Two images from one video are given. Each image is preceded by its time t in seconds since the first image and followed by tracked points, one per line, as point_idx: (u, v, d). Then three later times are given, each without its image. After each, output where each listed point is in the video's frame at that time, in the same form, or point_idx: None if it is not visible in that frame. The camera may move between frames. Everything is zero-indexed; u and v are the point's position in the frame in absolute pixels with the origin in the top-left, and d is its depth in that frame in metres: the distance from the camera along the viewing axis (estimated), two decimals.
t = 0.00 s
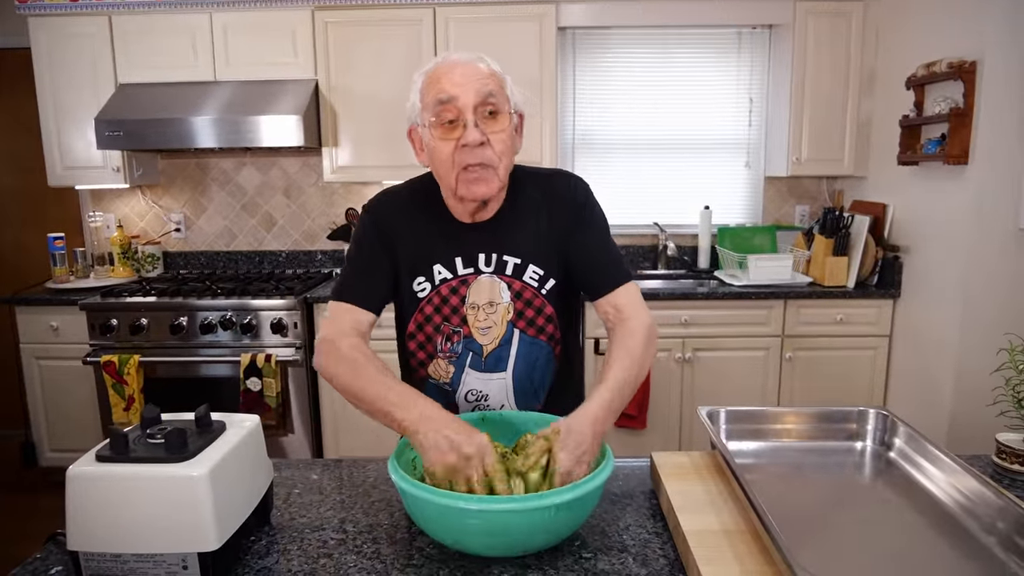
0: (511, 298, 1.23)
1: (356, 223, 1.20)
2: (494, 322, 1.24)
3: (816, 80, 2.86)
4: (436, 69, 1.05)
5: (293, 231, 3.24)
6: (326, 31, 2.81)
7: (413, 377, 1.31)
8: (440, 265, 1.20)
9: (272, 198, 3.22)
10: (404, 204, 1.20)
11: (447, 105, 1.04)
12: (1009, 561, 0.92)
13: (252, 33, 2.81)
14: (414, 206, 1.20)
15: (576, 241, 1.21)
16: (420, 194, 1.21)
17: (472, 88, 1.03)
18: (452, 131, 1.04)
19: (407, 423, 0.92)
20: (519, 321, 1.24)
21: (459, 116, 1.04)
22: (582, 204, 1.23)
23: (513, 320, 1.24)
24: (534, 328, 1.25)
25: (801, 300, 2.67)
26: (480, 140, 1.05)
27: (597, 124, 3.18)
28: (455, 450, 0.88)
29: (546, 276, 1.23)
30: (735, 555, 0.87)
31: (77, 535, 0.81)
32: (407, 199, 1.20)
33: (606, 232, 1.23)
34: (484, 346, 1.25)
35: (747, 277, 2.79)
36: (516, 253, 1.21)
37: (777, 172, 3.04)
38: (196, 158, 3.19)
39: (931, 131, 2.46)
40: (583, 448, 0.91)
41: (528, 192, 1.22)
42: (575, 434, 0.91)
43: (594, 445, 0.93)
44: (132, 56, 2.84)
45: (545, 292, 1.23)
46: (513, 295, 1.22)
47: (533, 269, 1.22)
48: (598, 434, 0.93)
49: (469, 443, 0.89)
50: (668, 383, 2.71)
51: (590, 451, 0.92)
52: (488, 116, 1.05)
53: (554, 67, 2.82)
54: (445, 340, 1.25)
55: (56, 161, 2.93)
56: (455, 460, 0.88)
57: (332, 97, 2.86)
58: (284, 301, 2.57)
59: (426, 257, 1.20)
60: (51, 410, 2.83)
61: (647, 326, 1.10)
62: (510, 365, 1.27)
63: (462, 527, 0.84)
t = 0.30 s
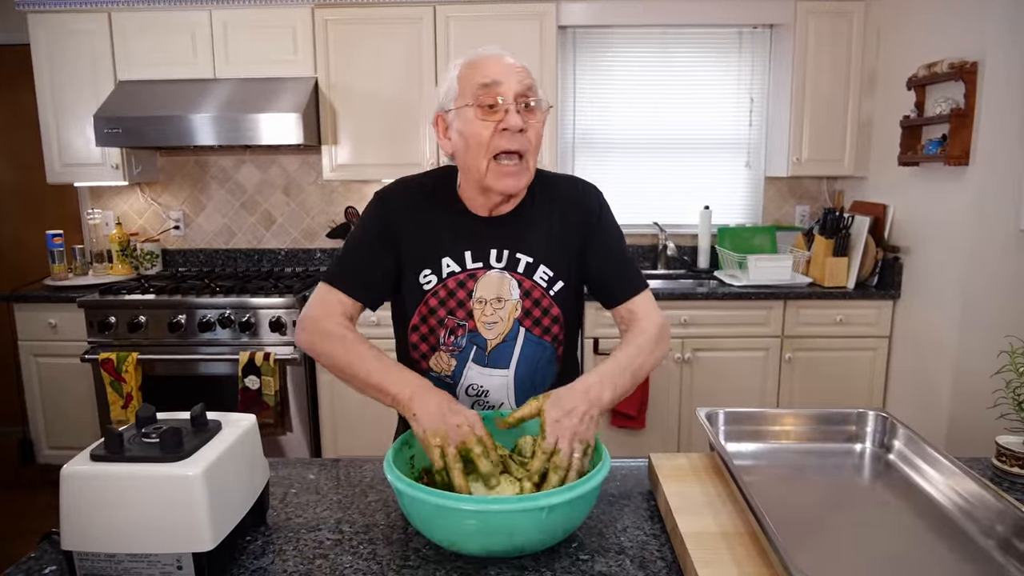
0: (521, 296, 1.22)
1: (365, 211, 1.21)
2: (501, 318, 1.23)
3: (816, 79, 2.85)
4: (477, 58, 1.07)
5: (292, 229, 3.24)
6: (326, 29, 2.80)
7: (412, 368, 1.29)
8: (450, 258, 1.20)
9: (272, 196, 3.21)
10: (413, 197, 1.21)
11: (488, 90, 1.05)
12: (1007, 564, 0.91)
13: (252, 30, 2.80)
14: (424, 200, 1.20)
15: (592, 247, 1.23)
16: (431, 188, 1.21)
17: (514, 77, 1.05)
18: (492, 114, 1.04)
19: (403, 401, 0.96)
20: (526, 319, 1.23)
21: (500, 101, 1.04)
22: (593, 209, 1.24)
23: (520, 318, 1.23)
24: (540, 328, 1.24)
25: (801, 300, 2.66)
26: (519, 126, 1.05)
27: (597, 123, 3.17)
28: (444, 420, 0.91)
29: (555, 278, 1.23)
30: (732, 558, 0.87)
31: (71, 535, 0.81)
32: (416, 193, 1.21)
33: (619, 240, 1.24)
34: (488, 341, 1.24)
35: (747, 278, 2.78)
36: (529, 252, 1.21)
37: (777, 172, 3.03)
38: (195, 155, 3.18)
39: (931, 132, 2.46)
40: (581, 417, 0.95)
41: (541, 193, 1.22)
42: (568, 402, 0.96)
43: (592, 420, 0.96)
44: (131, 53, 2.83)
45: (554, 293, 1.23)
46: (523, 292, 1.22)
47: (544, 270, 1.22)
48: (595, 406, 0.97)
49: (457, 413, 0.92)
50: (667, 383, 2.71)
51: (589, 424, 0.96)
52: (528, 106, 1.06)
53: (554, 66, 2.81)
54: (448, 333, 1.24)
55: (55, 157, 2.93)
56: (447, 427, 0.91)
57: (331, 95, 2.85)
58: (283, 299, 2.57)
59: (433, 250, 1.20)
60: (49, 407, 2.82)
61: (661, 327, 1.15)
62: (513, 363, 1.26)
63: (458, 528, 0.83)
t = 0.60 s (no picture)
0: (522, 299, 1.22)
1: (371, 212, 1.21)
2: (503, 320, 1.23)
3: (818, 82, 2.84)
4: (483, 68, 1.04)
5: (294, 232, 3.24)
6: (328, 33, 2.81)
7: (416, 368, 1.29)
8: (453, 260, 1.20)
9: (274, 200, 3.22)
10: (419, 199, 1.21)
11: (493, 105, 1.03)
12: (1009, 570, 0.91)
13: (254, 35, 2.81)
14: (429, 202, 1.21)
15: (594, 249, 1.22)
16: (436, 190, 1.22)
17: (521, 92, 1.03)
18: (497, 131, 1.04)
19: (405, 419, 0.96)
20: (527, 322, 1.23)
21: (505, 117, 1.03)
22: (597, 212, 1.24)
23: (521, 321, 1.23)
24: (542, 331, 1.24)
25: (803, 303, 2.66)
26: (523, 143, 1.04)
27: (599, 126, 3.17)
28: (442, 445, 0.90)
29: (558, 280, 1.22)
30: (732, 564, 0.86)
31: (70, 540, 0.81)
32: (421, 196, 1.21)
33: (624, 241, 1.23)
34: (490, 343, 1.24)
35: (749, 281, 2.78)
36: (531, 255, 1.21)
37: (780, 175, 3.03)
38: (197, 159, 3.19)
39: (933, 134, 2.45)
40: (563, 432, 0.93)
41: (544, 196, 1.22)
42: (553, 420, 0.95)
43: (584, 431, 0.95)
44: (133, 57, 2.84)
45: (556, 296, 1.23)
46: (524, 295, 1.22)
47: (546, 273, 1.21)
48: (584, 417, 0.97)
49: (455, 441, 0.91)
50: (669, 386, 2.70)
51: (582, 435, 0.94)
52: (533, 120, 1.05)
53: (556, 70, 2.81)
54: (451, 335, 1.24)
55: (58, 162, 2.94)
56: (439, 453, 0.90)
57: (333, 99, 2.86)
58: (285, 303, 2.57)
59: (437, 251, 1.20)
60: (51, 411, 2.83)
61: (664, 327, 1.12)
62: (515, 366, 1.26)
63: (457, 533, 0.83)
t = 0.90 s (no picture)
0: (517, 296, 1.22)
1: (372, 213, 1.22)
2: (499, 318, 1.23)
3: (819, 81, 2.84)
4: (467, 73, 1.04)
5: (295, 233, 3.24)
6: (328, 34, 2.81)
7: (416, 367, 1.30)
8: (449, 259, 1.20)
9: (275, 201, 3.22)
10: (417, 198, 1.22)
11: (476, 111, 1.03)
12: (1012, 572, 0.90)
13: (255, 36, 2.81)
14: (426, 201, 1.21)
15: (589, 245, 1.22)
16: (434, 190, 1.22)
17: (503, 97, 1.02)
18: (479, 137, 1.04)
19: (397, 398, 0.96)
20: (523, 319, 1.23)
21: (488, 123, 1.03)
22: (590, 208, 1.24)
23: (518, 318, 1.23)
24: (538, 328, 1.24)
25: (805, 303, 2.65)
26: (506, 149, 1.04)
27: (600, 127, 3.17)
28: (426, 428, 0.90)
29: (553, 277, 1.22)
30: (733, 567, 0.86)
31: (69, 543, 0.81)
32: (420, 195, 1.22)
33: (618, 239, 1.23)
34: (487, 340, 1.24)
35: (751, 281, 2.77)
36: (526, 253, 1.21)
37: (781, 175, 3.02)
38: (199, 161, 3.19)
39: (935, 134, 2.45)
40: (575, 434, 0.91)
41: (538, 195, 1.22)
42: (558, 420, 0.93)
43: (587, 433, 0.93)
44: (135, 59, 2.85)
45: (551, 293, 1.23)
46: (519, 293, 1.22)
47: (541, 270, 1.21)
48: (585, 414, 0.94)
49: (440, 421, 0.90)
50: (671, 387, 2.70)
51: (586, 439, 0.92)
52: (516, 126, 1.04)
53: (556, 70, 2.81)
54: (448, 333, 1.24)
55: (60, 164, 2.94)
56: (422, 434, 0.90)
57: (334, 100, 2.86)
58: (286, 304, 2.58)
59: (434, 251, 1.21)
60: (53, 413, 2.83)
61: (656, 325, 1.11)
62: (512, 364, 1.25)
63: (456, 537, 0.83)
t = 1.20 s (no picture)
0: (515, 291, 1.22)
1: (377, 204, 1.21)
2: (498, 312, 1.22)
3: (822, 83, 2.83)
4: (456, 81, 1.01)
5: (297, 233, 3.24)
6: (331, 34, 2.80)
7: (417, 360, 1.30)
8: (450, 252, 1.20)
9: (277, 201, 3.22)
10: (420, 190, 1.21)
11: (465, 122, 1.01)
12: None
13: (258, 35, 2.81)
14: (429, 192, 1.21)
15: (585, 237, 1.21)
16: (435, 183, 1.22)
17: (491, 107, 1.00)
18: (468, 147, 1.03)
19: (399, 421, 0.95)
20: (522, 313, 1.22)
21: (476, 134, 1.02)
22: (585, 198, 1.22)
23: (516, 312, 1.23)
24: (537, 322, 1.23)
25: (808, 305, 2.64)
26: (496, 158, 1.03)
27: (602, 127, 3.17)
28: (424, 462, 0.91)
29: (550, 271, 1.22)
30: (736, 571, 0.85)
31: (69, 543, 0.80)
32: (424, 186, 1.22)
33: (614, 231, 1.21)
34: (487, 335, 1.24)
35: (754, 283, 2.76)
36: (523, 247, 1.20)
37: (784, 177, 3.02)
38: (200, 160, 3.19)
39: (939, 136, 2.44)
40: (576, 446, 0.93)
41: (534, 187, 1.22)
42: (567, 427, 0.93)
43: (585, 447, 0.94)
44: (137, 58, 2.84)
45: (549, 287, 1.22)
46: (517, 288, 1.22)
47: (538, 264, 1.21)
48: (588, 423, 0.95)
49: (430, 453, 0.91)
50: (673, 388, 2.69)
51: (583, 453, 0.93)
52: (506, 134, 1.03)
53: (559, 71, 2.81)
54: (449, 327, 1.24)
55: (62, 162, 2.94)
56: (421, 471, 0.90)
57: (336, 100, 2.86)
58: (287, 304, 2.57)
59: (437, 243, 1.20)
60: (54, 412, 2.83)
61: (642, 321, 1.11)
62: (511, 358, 1.25)
63: (457, 538, 0.82)
